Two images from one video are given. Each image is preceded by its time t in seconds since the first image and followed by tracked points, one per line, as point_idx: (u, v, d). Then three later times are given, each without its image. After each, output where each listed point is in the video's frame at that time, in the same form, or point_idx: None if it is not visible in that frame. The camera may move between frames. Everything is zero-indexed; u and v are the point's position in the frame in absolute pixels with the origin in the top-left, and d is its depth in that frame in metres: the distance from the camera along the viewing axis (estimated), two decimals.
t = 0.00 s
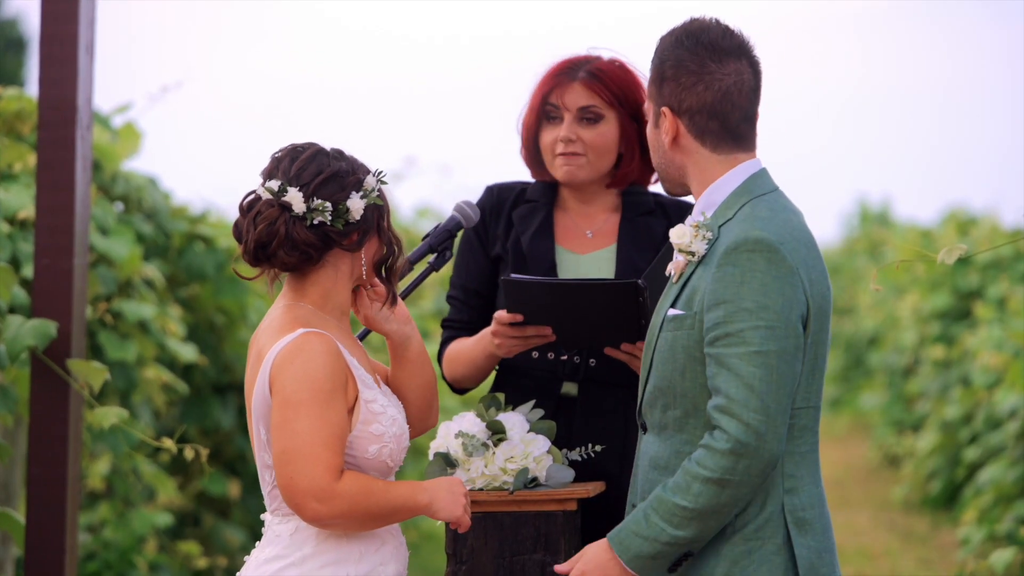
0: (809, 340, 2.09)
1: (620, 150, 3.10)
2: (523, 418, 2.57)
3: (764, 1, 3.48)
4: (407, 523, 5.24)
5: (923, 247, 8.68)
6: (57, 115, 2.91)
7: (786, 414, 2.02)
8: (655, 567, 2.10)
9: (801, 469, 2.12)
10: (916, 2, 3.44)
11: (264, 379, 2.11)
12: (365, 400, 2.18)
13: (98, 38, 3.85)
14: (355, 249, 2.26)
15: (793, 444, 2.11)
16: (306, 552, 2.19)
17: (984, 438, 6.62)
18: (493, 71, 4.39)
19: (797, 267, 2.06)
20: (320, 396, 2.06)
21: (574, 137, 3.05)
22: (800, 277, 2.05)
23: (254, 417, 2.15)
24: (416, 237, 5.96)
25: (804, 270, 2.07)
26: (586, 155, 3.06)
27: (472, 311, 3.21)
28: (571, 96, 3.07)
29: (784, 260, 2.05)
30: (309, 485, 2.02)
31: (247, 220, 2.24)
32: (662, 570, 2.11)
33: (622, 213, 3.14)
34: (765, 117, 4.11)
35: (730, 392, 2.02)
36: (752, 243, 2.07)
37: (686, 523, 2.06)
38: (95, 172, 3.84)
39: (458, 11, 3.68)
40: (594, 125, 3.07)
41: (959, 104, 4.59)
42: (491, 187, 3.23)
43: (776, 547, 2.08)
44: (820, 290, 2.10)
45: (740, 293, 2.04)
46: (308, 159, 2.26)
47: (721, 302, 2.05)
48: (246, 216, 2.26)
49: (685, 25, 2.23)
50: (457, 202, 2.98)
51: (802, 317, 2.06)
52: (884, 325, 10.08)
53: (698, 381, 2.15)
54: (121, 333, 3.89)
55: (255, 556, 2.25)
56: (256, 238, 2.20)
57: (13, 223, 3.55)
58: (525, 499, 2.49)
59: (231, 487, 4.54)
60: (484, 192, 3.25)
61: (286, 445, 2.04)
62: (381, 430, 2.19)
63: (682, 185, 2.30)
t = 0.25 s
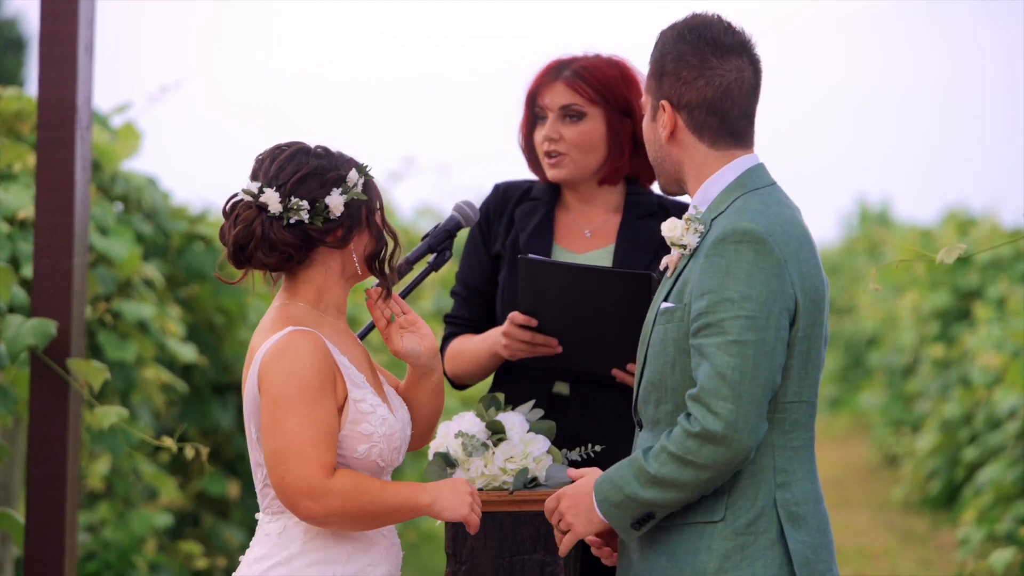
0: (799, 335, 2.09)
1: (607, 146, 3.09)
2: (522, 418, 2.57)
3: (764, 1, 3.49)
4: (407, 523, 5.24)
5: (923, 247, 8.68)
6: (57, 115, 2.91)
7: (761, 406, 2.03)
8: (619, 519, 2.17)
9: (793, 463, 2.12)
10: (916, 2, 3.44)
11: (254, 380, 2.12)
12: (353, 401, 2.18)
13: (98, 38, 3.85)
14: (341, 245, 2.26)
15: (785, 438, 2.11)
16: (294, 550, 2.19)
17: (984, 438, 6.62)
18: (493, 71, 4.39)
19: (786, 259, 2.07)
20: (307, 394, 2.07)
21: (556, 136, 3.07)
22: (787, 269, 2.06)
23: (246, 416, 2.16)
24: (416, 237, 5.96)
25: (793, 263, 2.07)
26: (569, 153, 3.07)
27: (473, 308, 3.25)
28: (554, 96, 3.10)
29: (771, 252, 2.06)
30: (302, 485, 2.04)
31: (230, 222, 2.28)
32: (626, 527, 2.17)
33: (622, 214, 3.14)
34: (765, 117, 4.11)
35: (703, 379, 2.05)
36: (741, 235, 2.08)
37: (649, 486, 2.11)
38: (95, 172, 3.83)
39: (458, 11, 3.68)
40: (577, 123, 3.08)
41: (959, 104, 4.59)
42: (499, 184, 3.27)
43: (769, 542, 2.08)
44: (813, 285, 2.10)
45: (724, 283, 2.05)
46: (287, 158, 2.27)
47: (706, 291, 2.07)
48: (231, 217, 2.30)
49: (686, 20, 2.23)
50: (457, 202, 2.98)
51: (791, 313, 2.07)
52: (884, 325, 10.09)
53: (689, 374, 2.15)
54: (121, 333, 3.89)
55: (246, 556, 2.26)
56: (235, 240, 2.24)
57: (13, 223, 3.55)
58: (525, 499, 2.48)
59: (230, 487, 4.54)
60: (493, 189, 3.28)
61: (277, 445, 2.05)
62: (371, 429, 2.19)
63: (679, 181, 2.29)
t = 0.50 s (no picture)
0: (797, 337, 2.09)
1: (608, 148, 3.10)
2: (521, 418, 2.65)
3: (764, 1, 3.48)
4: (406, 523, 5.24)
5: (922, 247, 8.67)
6: (57, 115, 2.91)
7: (738, 406, 2.03)
8: (614, 534, 2.17)
9: (794, 465, 2.11)
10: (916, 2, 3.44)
11: (250, 378, 2.13)
12: (352, 393, 2.19)
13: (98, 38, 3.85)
14: (314, 240, 2.27)
15: (787, 439, 2.11)
16: (290, 550, 2.19)
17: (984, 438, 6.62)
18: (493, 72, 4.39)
19: (787, 262, 2.08)
20: (309, 388, 2.09)
21: (558, 138, 3.07)
22: (786, 270, 2.07)
23: (245, 415, 2.19)
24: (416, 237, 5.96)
25: (792, 266, 2.08)
26: (572, 156, 3.07)
27: (474, 312, 3.24)
28: (555, 99, 3.10)
29: (772, 254, 2.07)
30: (323, 478, 2.04)
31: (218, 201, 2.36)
32: (619, 540, 2.17)
33: (615, 213, 3.13)
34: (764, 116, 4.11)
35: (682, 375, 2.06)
36: (740, 236, 2.09)
37: (631, 493, 2.12)
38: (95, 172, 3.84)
39: (458, 11, 3.68)
40: (579, 126, 3.08)
41: (958, 104, 4.59)
42: (498, 188, 3.29)
43: (772, 543, 2.07)
44: (815, 286, 2.11)
45: (720, 283, 2.06)
46: (274, 150, 2.31)
47: (702, 293, 2.07)
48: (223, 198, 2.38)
49: (686, 21, 2.23)
50: (458, 201, 2.98)
51: (790, 313, 2.08)
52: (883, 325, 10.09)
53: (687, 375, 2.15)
54: (121, 332, 3.90)
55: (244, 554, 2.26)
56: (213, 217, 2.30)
57: (13, 223, 3.55)
58: (524, 500, 2.49)
59: (230, 487, 4.54)
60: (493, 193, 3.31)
61: (291, 442, 2.06)
62: (370, 422, 2.20)
63: (677, 180, 2.29)
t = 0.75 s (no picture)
0: (799, 340, 2.09)
1: (617, 151, 3.14)
2: (521, 418, 2.70)
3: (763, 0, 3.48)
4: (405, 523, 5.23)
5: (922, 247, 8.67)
6: (56, 115, 2.91)
7: (748, 411, 2.03)
8: (631, 551, 2.17)
9: (792, 469, 2.12)
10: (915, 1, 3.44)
11: (258, 373, 2.20)
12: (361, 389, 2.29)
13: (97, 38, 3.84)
14: (307, 238, 2.31)
15: (786, 443, 2.12)
16: (292, 552, 2.25)
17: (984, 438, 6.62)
18: (492, 71, 4.38)
19: (787, 264, 2.07)
20: (331, 381, 2.16)
21: (572, 142, 3.08)
22: (786, 275, 2.07)
23: (250, 414, 2.25)
24: (415, 237, 5.96)
25: (793, 268, 2.08)
26: (585, 160, 3.09)
27: (467, 318, 3.24)
28: (567, 101, 3.11)
29: (773, 257, 2.06)
30: (365, 462, 2.11)
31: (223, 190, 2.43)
32: (637, 555, 2.18)
33: (608, 213, 3.16)
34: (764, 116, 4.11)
35: (691, 383, 2.05)
36: (740, 240, 2.08)
37: (646, 509, 2.13)
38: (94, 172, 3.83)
39: (457, 10, 3.68)
40: (591, 129, 3.10)
41: (958, 104, 4.59)
42: (487, 193, 3.28)
43: (769, 547, 2.07)
44: (814, 289, 2.12)
45: (722, 287, 2.05)
46: (286, 146, 2.36)
47: (702, 296, 2.07)
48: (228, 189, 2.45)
49: (680, 20, 2.23)
50: (457, 202, 2.98)
51: (790, 317, 2.07)
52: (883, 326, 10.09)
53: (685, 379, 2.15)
54: (120, 332, 3.90)
55: (249, 555, 2.32)
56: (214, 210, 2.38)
57: (13, 223, 3.54)
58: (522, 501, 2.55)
59: (229, 487, 4.54)
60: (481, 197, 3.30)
61: (324, 437, 2.13)
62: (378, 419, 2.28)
63: (673, 180, 2.29)
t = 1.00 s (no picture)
0: (795, 343, 2.09)
1: (613, 154, 3.15)
2: (520, 419, 2.70)
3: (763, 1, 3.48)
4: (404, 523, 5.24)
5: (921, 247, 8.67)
6: (55, 115, 2.91)
7: (745, 413, 2.04)
8: (619, 548, 2.18)
9: (783, 472, 2.12)
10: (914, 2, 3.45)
11: (272, 370, 2.25)
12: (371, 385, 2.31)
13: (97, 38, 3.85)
14: (316, 236, 2.33)
15: (777, 446, 2.12)
16: (294, 551, 2.26)
17: (984, 438, 6.62)
18: (492, 72, 4.39)
19: (788, 267, 2.07)
20: (356, 373, 2.22)
21: (572, 143, 3.09)
22: (787, 277, 2.06)
23: (259, 412, 2.28)
24: (414, 237, 5.96)
25: (793, 271, 2.08)
26: (583, 160, 3.11)
27: (456, 318, 3.24)
28: (568, 102, 3.10)
29: (774, 259, 2.06)
30: (402, 446, 2.20)
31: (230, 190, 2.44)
32: (626, 553, 2.18)
33: (603, 212, 3.18)
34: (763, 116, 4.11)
35: (687, 383, 2.06)
36: (742, 240, 2.09)
37: (636, 507, 2.13)
38: (94, 172, 3.83)
39: (456, 11, 3.68)
40: (591, 131, 3.11)
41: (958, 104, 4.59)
42: (477, 192, 3.27)
43: (757, 550, 2.08)
44: (814, 294, 2.11)
45: (722, 286, 2.06)
46: (293, 145, 2.38)
47: (700, 295, 2.07)
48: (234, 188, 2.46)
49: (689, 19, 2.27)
50: (455, 201, 2.98)
51: (788, 320, 2.07)
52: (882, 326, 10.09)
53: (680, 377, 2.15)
54: (119, 333, 3.90)
55: (256, 552, 2.34)
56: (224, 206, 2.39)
57: (12, 223, 3.54)
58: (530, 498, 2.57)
59: (229, 487, 4.54)
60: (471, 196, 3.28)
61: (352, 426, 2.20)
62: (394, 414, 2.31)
63: (682, 184, 2.26)
